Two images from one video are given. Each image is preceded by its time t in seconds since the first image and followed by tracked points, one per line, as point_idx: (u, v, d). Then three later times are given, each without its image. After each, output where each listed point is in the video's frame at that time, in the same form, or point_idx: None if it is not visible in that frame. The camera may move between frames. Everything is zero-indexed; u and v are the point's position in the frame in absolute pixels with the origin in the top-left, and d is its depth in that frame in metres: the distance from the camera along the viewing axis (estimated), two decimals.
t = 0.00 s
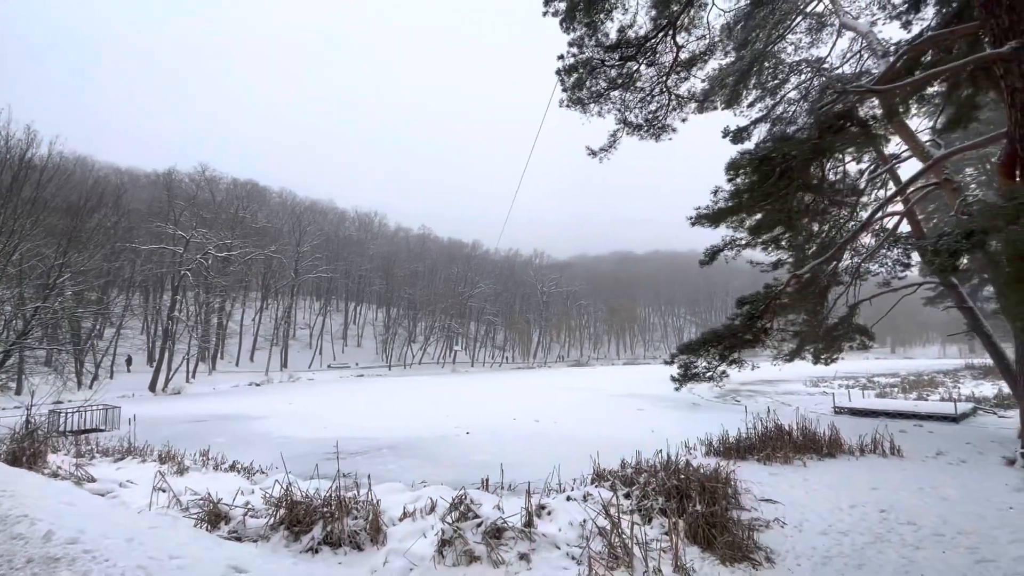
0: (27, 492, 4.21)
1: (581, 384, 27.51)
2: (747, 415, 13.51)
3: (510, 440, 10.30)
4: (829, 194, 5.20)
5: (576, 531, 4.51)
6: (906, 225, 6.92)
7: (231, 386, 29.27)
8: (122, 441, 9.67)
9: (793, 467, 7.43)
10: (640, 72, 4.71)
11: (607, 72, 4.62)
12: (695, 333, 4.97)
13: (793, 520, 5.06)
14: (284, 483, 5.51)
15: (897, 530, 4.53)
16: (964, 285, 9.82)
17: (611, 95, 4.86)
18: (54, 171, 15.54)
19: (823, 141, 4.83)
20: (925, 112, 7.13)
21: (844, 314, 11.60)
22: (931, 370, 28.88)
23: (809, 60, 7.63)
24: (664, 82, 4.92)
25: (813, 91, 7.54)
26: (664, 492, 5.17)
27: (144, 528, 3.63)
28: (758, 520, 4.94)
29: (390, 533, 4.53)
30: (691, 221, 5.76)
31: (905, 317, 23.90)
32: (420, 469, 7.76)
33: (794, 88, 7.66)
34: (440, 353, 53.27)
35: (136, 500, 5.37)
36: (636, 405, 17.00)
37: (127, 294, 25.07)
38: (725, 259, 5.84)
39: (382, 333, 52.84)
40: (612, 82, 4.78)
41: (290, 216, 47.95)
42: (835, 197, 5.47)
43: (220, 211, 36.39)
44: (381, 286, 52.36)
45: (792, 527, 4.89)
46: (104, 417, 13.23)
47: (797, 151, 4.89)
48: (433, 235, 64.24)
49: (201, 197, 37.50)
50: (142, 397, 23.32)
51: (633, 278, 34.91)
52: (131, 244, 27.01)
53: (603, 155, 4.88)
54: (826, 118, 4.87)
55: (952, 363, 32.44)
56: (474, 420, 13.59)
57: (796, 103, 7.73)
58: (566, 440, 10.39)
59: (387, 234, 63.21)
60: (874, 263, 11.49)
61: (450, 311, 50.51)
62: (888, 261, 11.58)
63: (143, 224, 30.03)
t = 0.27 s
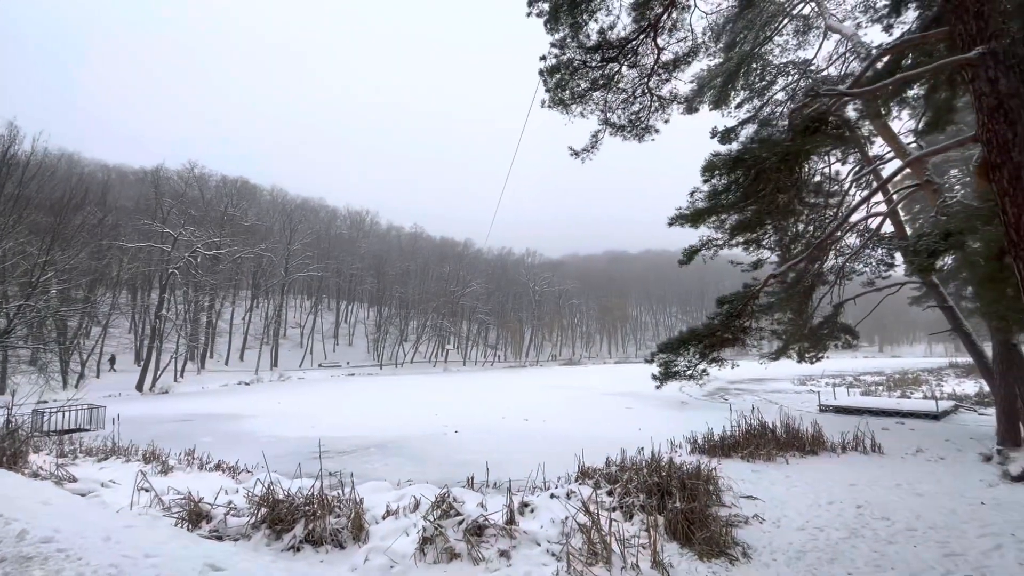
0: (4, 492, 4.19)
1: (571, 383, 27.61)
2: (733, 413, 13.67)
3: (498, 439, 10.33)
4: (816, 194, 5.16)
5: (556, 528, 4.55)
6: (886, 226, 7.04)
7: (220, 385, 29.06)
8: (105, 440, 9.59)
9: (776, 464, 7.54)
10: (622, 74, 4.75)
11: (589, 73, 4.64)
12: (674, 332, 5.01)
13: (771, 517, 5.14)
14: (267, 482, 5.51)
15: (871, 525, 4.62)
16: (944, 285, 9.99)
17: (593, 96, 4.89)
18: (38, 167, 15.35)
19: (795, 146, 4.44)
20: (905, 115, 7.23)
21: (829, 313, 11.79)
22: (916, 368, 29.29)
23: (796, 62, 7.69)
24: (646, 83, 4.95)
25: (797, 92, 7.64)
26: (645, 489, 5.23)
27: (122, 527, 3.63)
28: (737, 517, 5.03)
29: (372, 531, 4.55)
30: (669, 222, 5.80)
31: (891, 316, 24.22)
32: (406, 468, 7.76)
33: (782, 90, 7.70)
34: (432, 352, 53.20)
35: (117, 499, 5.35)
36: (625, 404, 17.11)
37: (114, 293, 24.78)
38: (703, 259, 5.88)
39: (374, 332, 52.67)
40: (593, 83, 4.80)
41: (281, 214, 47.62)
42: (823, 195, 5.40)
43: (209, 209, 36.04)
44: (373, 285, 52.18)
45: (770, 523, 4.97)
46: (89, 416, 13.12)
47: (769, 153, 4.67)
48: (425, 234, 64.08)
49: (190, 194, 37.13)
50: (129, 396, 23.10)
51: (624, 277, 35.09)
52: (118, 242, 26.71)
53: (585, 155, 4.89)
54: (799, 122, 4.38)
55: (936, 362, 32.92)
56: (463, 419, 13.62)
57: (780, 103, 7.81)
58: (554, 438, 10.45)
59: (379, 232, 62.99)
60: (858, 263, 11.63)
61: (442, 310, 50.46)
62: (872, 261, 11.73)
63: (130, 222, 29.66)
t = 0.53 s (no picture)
0: None
1: (563, 381, 27.66)
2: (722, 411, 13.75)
3: (486, 437, 10.32)
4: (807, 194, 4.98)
5: (538, 524, 4.56)
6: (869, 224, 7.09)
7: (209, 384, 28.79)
8: (88, 439, 9.48)
9: (761, 460, 7.59)
10: (604, 71, 4.75)
11: (572, 69, 4.63)
12: (656, 329, 4.99)
13: (753, 513, 5.17)
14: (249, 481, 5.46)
15: (850, 520, 4.66)
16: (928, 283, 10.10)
17: (576, 93, 4.88)
18: (21, 163, 15.16)
19: (775, 143, 4.31)
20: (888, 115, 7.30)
21: (815, 311, 11.90)
22: (904, 367, 29.59)
23: (784, 63, 7.71)
24: (628, 80, 4.95)
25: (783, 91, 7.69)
26: (628, 486, 5.24)
27: (96, 526, 3.59)
28: (720, 513, 5.06)
29: (354, 529, 4.52)
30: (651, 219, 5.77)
31: (878, 315, 24.44)
32: (393, 466, 7.72)
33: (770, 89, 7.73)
34: (424, 350, 53.04)
35: (96, 498, 5.29)
36: (615, 402, 17.17)
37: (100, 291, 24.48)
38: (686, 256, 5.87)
39: (366, 330, 52.44)
40: (576, 79, 4.80)
41: (272, 212, 47.27)
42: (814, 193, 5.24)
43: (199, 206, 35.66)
44: (365, 284, 51.92)
45: (752, 519, 5.00)
46: (73, 415, 12.97)
47: (747, 150, 4.55)
48: (417, 232, 63.86)
49: (179, 192, 36.73)
50: (116, 395, 22.85)
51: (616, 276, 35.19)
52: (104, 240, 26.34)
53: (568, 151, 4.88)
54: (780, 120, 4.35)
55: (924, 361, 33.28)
56: (453, 417, 13.59)
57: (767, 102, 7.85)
58: (542, 436, 10.46)
59: (372, 230, 62.72)
60: (845, 262, 11.72)
61: (434, 309, 50.33)
62: (858, 260, 11.82)
63: (118, 219, 29.27)
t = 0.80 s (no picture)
0: None
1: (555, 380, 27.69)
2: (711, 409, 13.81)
3: (474, 436, 10.30)
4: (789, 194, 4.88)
5: (519, 524, 4.54)
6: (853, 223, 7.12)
7: (199, 383, 28.57)
8: (70, 440, 9.36)
9: (746, 459, 7.62)
10: (586, 69, 4.71)
11: (553, 68, 4.58)
12: (637, 328, 4.98)
13: (735, 512, 5.18)
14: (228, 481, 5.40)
15: (830, 519, 4.68)
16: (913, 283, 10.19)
17: (558, 91, 4.84)
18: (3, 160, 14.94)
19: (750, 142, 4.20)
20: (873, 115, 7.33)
21: (803, 310, 11.97)
22: (891, 365, 29.89)
23: (775, 63, 7.69)
24: (611, 79, 4.92)
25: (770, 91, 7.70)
26: (611, 485, 5.23)
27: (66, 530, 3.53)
28: (702, 513, 5.06)
29: (334, 530, 4.48)
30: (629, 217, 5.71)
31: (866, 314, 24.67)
32: (378, 466, 7.68)
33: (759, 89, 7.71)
34: (417, 349, 52.94)
35: (72, 501, 5.21)
36: (606, 401, 17.19)
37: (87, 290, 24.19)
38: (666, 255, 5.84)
39: (359, 329, 52.24)
40: (558, 78, 4.75)
41: (263, 210, 46.92)
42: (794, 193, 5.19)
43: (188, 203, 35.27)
44: (358, 282, 51.69)
45: (733, 519, 5.01)
46: (57, 415, 12.82)
47: (723, 150, 4.42)
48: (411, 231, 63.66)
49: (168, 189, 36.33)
50: (104, 395, 22.63)
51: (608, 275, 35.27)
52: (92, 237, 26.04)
53: (549, 150, 4.83)
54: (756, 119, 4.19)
55: (911, 359, 33.65)
56: (442, 416, 13.56)
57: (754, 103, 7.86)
58: (531, 434, 10.46)
59: (364, 229, 62.45)
60: (833, 262, 11.78)
61: (428, 308, 50.22)
62: (846, 260, 11.89)
63: (105, 217, 28.88)
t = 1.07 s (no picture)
0: None
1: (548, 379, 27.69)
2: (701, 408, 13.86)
3: (464, 435, 10.29)
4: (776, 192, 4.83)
5: (501, 523, 4.53)
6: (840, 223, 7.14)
7: (190, 382, 28.36)
8: (55, 440, 9.27)
9: (734, 458, 7.66)
10: (569, 67, 4.71)
11: (537, 64, 4.57)
12: (621, 327, 4.97)
13: (718, 511, 5.19)
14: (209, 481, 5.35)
15: (811, 517, 4.70)
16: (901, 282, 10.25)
17: (541, 89, 4.82)
18: None
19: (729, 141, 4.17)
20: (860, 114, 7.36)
21: (793, 310, 12.04)
22: (882, 364, 30.13)
23: (766, 63, 7.70)
24: (595, 77, 4.91)
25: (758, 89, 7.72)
26: (595, 485, 5.23)
27: (37, 533, 3.50)
28: (685, 512, 5.07)
29: (314, 530, 4.45)
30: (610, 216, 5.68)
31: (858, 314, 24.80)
32: (365, 465, 7.65)
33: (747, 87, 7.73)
34: (411, 348, 52.77)
35: (51, 501, 5.16)
36: (598, 399, 17.21)
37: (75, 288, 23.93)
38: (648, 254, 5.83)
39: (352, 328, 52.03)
40: (541, 75, 4.73)
41: (255, 207, 46.62)
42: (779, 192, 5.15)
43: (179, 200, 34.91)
44: (351, 281, 51.44)
45: (717, 518, 5.02)
46: (44, 415, 12.71)
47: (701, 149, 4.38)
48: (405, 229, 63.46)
49: (159, 186, 35.96)
50: (92, 394, 22.42)
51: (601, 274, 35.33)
52: (81, 235, 25.76)
53: (533, 148, 4.81)
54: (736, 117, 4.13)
55: (901, 358, 33.93)
56: (433, 415, 13.54)
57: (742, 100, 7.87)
58: (521, 433, 10.44)
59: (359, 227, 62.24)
60: (823, 261, 11.84)
61: (421, 307, 50.09)
62: (835, 259, 11.95)
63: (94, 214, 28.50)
